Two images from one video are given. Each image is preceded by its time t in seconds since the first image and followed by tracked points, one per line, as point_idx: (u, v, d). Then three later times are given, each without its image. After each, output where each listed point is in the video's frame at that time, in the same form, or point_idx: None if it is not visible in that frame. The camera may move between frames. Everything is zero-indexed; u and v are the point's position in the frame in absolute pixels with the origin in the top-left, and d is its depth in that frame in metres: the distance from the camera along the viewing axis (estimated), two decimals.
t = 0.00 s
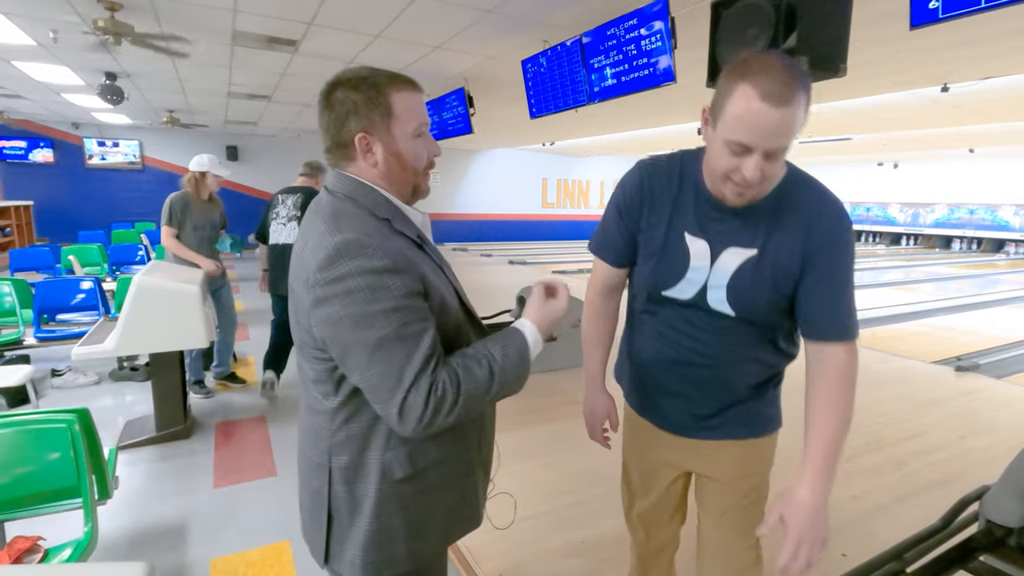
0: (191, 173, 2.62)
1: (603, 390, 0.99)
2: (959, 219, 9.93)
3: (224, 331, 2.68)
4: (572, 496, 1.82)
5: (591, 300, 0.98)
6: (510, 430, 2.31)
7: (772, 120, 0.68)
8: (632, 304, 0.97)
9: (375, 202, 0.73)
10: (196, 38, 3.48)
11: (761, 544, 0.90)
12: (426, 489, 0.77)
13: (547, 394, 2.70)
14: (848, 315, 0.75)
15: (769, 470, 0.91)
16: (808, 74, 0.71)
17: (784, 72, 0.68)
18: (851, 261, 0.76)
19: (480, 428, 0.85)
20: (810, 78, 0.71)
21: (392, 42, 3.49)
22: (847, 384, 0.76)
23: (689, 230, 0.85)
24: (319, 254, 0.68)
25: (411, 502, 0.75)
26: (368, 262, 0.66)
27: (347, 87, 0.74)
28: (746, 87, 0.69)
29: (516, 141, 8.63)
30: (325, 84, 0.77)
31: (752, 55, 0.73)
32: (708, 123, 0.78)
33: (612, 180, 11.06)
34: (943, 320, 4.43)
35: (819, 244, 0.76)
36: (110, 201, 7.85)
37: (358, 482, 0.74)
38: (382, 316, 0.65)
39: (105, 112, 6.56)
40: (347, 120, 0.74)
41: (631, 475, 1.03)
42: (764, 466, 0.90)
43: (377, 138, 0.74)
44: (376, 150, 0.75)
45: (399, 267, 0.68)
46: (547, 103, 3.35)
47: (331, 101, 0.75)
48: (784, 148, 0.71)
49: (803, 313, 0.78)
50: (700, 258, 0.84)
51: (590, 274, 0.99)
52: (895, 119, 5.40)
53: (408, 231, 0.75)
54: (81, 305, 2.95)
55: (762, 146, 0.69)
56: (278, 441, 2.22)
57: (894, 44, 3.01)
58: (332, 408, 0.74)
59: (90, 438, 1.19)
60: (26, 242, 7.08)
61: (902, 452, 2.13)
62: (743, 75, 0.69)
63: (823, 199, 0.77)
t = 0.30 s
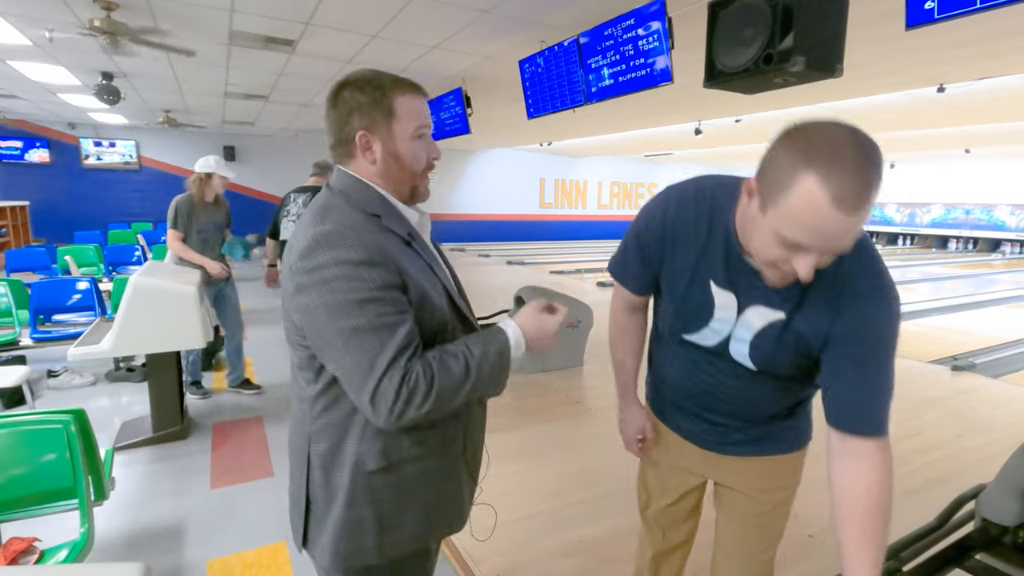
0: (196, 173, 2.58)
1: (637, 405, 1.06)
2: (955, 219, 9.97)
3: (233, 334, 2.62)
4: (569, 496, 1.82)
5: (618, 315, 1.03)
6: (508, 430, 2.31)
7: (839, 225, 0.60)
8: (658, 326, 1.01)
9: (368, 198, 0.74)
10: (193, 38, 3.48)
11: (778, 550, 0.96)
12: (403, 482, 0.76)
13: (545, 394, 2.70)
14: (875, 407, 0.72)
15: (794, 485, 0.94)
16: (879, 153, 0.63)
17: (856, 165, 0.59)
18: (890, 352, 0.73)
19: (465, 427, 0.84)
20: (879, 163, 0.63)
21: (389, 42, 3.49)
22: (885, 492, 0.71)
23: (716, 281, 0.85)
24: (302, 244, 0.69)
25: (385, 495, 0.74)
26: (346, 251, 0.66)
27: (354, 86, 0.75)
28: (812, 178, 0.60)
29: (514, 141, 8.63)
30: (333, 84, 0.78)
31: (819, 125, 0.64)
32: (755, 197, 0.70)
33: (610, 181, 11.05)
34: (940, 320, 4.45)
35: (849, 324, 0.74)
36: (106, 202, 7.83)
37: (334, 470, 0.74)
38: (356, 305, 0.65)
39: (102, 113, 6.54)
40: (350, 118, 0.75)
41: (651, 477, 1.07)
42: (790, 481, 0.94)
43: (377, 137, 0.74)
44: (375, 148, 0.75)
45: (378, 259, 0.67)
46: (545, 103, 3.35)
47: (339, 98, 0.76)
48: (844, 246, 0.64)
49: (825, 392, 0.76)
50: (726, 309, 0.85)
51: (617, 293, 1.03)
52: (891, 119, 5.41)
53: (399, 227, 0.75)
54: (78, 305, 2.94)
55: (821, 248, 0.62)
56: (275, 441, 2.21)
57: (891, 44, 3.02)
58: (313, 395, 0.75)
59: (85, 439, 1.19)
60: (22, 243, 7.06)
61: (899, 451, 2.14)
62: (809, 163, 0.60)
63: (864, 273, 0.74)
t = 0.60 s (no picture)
0: (219, 177, 2.53)
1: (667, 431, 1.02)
2: (952, 219, 9.98)
3: (254, 338, 2.60)
4: (568, 496, 1.82)
5: (631, 344, 1.00)
6: (507, 430, 2.31)
7: (869, 324, 0.57)
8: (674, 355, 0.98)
9: (365, 196, 0.74)
10: (190, 38, 3.47)
11: (783, 550, 0.98)
12: (378, 469, 0.74)
13: (543, 394, 2.70)
14: (896, 473, 0.71)
15: (804, 486, 0.97)
16: (919, 236, 0.57)
17: (894, 263, 0.54)
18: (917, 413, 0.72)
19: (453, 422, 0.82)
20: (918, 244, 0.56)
21: (387, 42, 3.49)
22: (905, 555, 0.73)
23: (733, 332, 0.82)
24: (292, 234, 0.72)
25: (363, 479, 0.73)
26: (332, 236, 0.68)
27: (365, 89, 0.76)
28: (842, 277, 0.55)
29: (512, 142, 8.63)
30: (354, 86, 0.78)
31: (850, 209, 0.58)
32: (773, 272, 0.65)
33: (608, 181, 11.05)
34: (937, 319, 4.45)
35: (879, 389, 0.72)
36: (103, 202, 7.81)
37: (313, 451, 0.74)
38: (344, 283, 0.66)
39: (99, 113, 6.53)
40: (356, 122, 0.76)
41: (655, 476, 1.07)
42: (800, 484, 0.95)
43: (378, 141, 0.75)
44: (375, 151, 0.75)
45: (365, 243, 0.69)
46: (543, 103, 3.35)
47: (356, 97, 0.77)
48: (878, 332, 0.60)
49: (847, 457, 0.76)
50: (742, 358, 0.83)
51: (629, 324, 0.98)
52: (888, 120, 5.43)
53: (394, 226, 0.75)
54: (75, 306, 2.93)
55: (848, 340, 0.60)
56: (274, 442, 2.21)
57: (888, 45, 3.03)
58: (304, 378, 0.76)
59: (82, 440, 1.19)
60: (19, 244, 7.04)
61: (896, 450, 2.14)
62: (837, 260, 0.56)
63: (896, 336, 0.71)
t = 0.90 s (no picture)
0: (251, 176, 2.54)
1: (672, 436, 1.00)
2: (952, 218, 9.96)
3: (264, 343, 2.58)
4: (568, 496, 1.82)
5: (636, 350, 0.99)
6: (507, 430, 2.31)
7: (896, 353, 0.57)
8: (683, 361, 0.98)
9: (359, 195, 0.75)
10: (190, 39, 3.47)
11: (784, 551, 0.99)
12: (365, 463, 0.72)
13: (544, 394, 2.70)
14: (892, 488, 0.75)
15: (806, 486, 0.97)
16: (949, 265, 0.58)
17: (923, 293, 0.55)
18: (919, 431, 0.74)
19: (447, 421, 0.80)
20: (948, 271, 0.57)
21: (386, 42, 3.49)
22: (898, 560, 0.77)
23: (743, 346, 0.81)
24: (285, 226, 0.73)
25: (352, 469, 0.72)
26: (324, 225, 0.70)
27: (367, 91, 0.76)
28: (869, 306, 0.56)
29: (512, 142, 8.63)
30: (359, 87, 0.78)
31: (881, 235, 0.58)
32: (794, 293, 0.66)
33: (608, 181, 11.04)
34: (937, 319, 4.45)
35: (888, 407, 0.73)
36: (103, 203, 7.80)
37: (304, 441, 0.73)
38: (335, 269, 0.67)
39: (99, 114, 6.53)
40: (356, 124, 0.76)
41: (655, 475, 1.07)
42: (803, 486, 0.96)
43: (375, 144, 0.74)
44: (371, 154, 0.75)
45: (356, 233, 0.70)
46: (542, 103, 3.35)
47: (359, 98, 0.77)
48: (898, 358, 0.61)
49: (848, 473, 0.79)
50: (748, 373, 0.83)
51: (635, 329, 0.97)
52: (887, 119, 5.43)
53: (388, 225, 0.76)
54: (75, 307, 2.93)
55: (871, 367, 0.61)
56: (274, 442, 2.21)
57: (887, 44, 3.03)
58: (296, 370, 0.76)
59: (82, 440, 1.19)
60: (19, 245, 7.03)
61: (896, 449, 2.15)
62: (866, 288, 0.56)
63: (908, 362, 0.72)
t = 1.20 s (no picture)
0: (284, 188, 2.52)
1: (672, 439, 1.00)
2: (951, 218, 9.96)
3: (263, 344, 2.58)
4: (568, 496, 1.82)
5: (637, 357, 0.99)
6: (507, 430, 2.31)
7: (904, 366, 0.58)
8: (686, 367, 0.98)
9: (329, 198, 0.73)
10: (188, 39, 3.47)
11: (784, 551, 0.99)
12: (357, 478, 0.72)
13: (543, 394, 2.70)
14: (896, 491, 0.75)
15: (806, 487, 0.97)
16: (958, 278, 0.58)
17: (932, 308, 0.55)
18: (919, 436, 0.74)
19: (441, 426, 0.79)
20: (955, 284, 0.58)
21: (386, 43, 3.49)
22: (902, 561, 0.78)
23: (747, 353, 0.81)
24: (252, 239, 0.72)
25: (344, 485, 0.72)
26: (290, 238, 0.68)
27: (336, 88, 0.75)
28: (877, 319, 0.56)
29: (511, 142, 8.64)
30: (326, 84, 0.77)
31: (889, 247, 0.58)
32: (799, 303, 0.66)
33: (607, 181, 11.03)
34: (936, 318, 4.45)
35: (892, 412, 0.74)
36: (102, 204, 7.80)
37: (293, 462, 0.73)
38: (306, 281, 0.65)
39: (98, 115, 6.52)
40: (325, 124, 0.75)
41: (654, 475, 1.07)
42: (803, 486, 0.96)
43: (344, 144, 0.73)
44: (341, 154, 0.74)
45: (324, 241, 0.68)
46: (542, 104, 3.35)
47: (326, 96, 0.75)
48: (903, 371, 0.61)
49: (852, 477, 0.80)
50: (750, 379, 0.84)
51: (636, 337, 0.97)
52: (885, 119, 5.44)
53: (361, 227, 0.74)
54: (74, 308, 2.92)
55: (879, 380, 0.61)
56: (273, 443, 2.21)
57: (886, 44, 3.03)
58: (278, 389, 0.75)
59: (81, 442, 1.19)
60: (18, 246, 7.03)
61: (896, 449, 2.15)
62: (876, 302, 0.56)
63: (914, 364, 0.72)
